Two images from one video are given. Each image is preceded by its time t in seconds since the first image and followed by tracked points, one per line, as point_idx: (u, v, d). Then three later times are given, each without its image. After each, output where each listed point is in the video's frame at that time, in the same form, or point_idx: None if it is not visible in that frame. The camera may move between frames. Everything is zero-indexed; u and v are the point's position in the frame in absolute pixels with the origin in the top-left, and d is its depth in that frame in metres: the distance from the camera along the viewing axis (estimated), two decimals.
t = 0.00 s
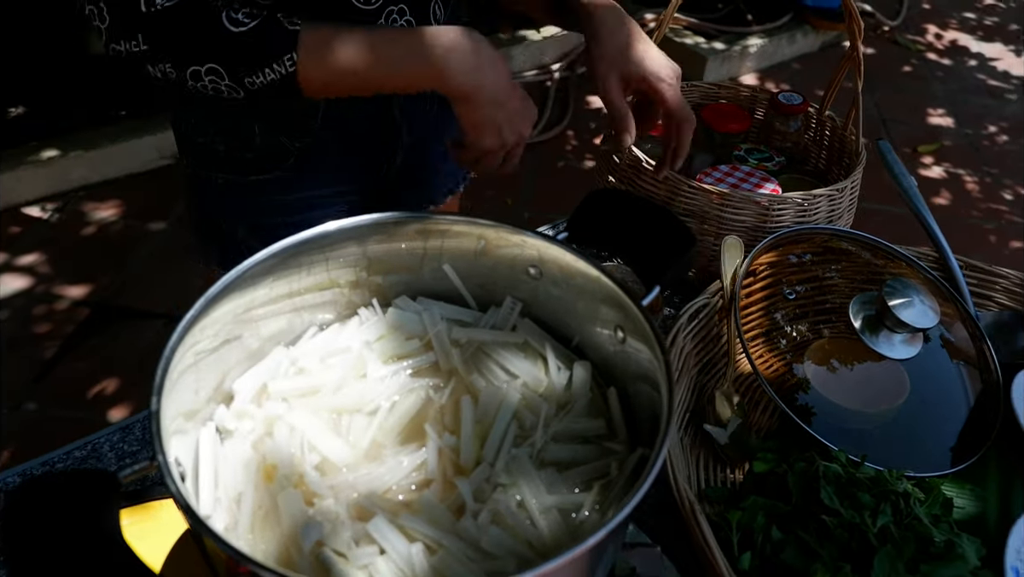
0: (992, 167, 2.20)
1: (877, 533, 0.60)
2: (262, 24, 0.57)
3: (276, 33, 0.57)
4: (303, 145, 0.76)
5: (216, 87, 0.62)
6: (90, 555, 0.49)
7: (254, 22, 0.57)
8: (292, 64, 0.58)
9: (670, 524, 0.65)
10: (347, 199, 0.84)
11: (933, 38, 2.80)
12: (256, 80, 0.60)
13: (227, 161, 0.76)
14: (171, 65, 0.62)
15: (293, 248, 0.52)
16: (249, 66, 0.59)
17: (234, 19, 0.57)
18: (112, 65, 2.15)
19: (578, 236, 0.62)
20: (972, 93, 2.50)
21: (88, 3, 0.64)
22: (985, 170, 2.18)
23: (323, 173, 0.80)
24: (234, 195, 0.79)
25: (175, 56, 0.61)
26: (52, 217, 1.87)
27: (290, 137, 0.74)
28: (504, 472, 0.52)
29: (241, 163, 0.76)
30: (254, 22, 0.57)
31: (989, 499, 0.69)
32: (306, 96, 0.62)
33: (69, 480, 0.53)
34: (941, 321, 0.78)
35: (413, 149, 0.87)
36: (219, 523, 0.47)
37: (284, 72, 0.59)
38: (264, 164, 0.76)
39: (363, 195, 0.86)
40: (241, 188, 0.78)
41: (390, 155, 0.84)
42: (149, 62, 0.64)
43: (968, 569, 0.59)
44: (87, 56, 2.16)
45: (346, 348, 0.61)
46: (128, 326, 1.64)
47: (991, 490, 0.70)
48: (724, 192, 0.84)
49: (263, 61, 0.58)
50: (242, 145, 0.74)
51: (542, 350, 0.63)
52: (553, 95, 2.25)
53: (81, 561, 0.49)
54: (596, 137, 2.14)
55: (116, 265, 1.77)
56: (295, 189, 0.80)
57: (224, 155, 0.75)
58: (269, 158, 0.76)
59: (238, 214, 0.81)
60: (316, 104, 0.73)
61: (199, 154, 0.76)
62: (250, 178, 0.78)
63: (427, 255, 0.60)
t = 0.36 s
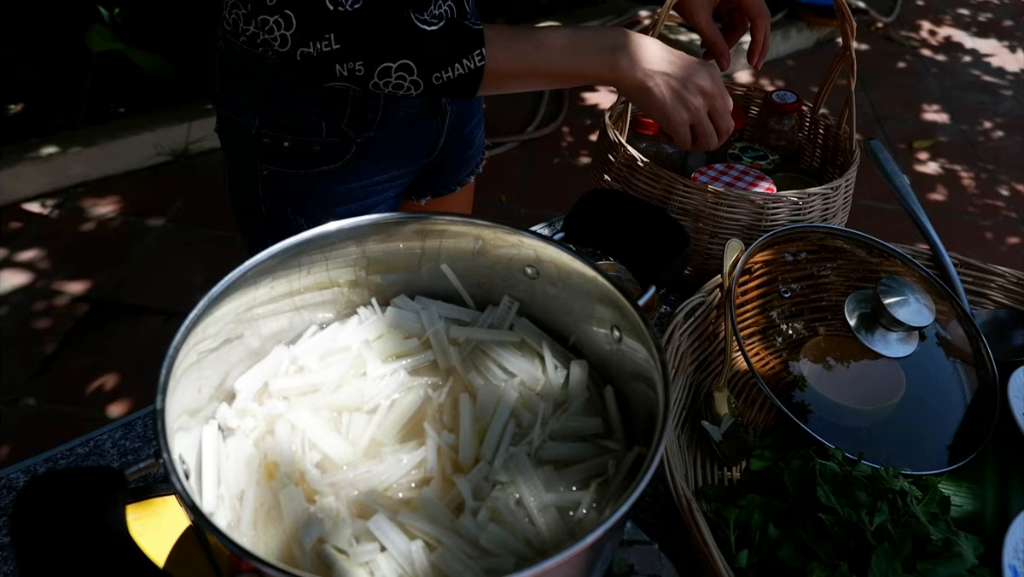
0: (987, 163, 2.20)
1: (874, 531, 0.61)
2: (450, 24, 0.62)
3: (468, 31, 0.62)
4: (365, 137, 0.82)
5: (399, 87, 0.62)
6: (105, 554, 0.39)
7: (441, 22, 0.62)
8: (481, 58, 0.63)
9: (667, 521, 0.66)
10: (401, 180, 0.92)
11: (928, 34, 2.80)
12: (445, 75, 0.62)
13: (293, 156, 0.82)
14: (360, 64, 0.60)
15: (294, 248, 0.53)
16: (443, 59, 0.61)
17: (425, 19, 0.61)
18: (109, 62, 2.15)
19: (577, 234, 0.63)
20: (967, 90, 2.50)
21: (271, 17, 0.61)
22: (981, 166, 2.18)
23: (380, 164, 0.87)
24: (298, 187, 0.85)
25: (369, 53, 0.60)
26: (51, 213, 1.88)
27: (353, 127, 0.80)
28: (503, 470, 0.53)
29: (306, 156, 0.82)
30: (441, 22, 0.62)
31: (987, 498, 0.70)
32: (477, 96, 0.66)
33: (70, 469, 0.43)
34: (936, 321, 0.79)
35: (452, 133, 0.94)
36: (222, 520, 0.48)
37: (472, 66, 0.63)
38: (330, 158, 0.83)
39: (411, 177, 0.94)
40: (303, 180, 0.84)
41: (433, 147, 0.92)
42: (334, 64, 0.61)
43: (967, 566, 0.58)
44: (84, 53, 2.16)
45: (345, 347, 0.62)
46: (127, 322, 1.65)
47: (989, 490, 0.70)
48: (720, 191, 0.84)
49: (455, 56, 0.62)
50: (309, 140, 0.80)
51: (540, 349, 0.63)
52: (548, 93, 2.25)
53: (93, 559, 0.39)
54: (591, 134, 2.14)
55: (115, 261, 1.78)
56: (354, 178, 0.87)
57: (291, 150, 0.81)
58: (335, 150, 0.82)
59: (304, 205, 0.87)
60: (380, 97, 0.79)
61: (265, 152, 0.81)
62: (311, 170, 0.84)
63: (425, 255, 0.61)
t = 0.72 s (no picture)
0: (986, 169, 2.21)
1: (875, 532, 0.61)
2: (457, 30, 0.68)
3: (474, 37, 0.69)
4: (376, 126, 0.82)
5: (399, 79, 0.70)
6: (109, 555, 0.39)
7: (450, 26, 0.69)
8: (483, 63, 0.69)
9: (667, 522, 0.66)
10: (410, 172, 0.92)
11: (926, 41, 2.81)
12: (445, 74, 0.69)
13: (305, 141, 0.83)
14: (368, 53, 0.69)
15: (298, 248, 0.53)
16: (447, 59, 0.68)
17: (435, 21, 0.68)
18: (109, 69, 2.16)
19: (577, 236, 0.63)
20: (965, 96, 2.51)
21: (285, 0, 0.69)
22: (979, 173, 2.19)
23: (389, 155, 0.87)
24: (309, 171, 0.86)
25: (377, 43, 0.68)
26: (52, 219, 1.88)
27: (364, 114, 0.80)
28: (503, 470, 0.53)
29: (317, 141, 0.82)
30: (449, 26, 0.68)
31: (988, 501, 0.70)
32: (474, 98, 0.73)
33: (66, 471, 0.42)
34: (936, 324, 0.79)
35: (466, 129, 0.95)
36: (224, 519, 0.48)
37: (471, 69, 0.69)
38: (340, 144, 0.83)
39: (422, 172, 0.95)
40: (317, 165, 0.85)
41: (444, 144, 0.92)
42: (343, 48, 0.69)
43: (968, 568, 0.58)
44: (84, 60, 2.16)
45: (346, 348, 0.62)
46: (127, 327, 1.65)
47: (990, 492, 0.70)
48: (719, 195, 0.84)
49: (459, 57, 0.68)
50: (321, 125, 0.81)
51: (540, 349, 0.63)
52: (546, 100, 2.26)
53: (95, 560, 0.39)
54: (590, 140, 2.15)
55: (116, 266, 1.78)
56: (367, 166, 0.87)
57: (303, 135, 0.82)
58: (345, 136, 0.82)
59: (315, 187, 0.88)
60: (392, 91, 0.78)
61: (279, 136, 0.83)
62: (321, 155, 0.84)
63: (427, 256, 0.61)
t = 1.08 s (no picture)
0: (991, 177, 2.21)
1: (883, 539, 0.60)
2: (424, 28, 0.67)
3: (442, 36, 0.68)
4: (399, 128, 0.83)
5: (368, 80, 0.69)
6: (124, 553, 0.39)
7: (416, 25, 0.67)
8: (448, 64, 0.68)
9: (674, 526, 0.66)
10: (434, 175, 0.94)
11: (931, 48, 2.82)
12: (412, 75, 0.68)
13: (329, 144, 0.83)
14: (333, 57, 0.67)
15: (307, 250, 0.53)
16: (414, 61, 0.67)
17: (400, 21, 0.66)
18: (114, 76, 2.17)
19: (583, 238, 0.63)
20: (970, 103, 2.51)
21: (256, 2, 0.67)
22: (985, 180, 2.19)
23: (412, 157, 0.89)
24: (332, 175, 0.86)
25: (342, 46, 0.66)
26: (57, 225, 1.89)
27: (388, 115, 0.81)
28: (511, 472, 0.53)
29: (342, 143, 0.83)
30: (415, 25, 0.67)
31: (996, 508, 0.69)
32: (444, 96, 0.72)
33: (78, 470, 0.43)
34: (944, 330, 0.79)
35: (485, 133, 0.96)
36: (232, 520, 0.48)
37: (435, 70, 0.68)
38: (365, 146, 0.84)
39: (443, 175, 0.96)
40: (342, 168, 0.86)
41: (466, 147, 0.94)
42: (310, 52, 0.68)
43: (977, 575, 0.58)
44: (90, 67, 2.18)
45: (353, 350, 0.62)
46: (131, 332, 1.65)
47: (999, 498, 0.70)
48: (725, 199, 0.84)
49: (424, 58, 0.67)
50: (346, 128, 0.81)
51: (547, 352, 0.64)
52: (549, 106, 2.27)
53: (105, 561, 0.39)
54: (593, 146, 2.16)
55: (120, 272, 1.79)
56: (389, 170, 0.88)
57: (329, 138, 0.82)
58: (370, 138, 0.83)
59: (341, 194, 0.88)
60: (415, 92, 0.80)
61: (305, 141, 0.83)
62: (346, 158, 0.85)
63: (434, 259, 0.61)
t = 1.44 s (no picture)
0: (993, 183, 2.21)
1: (888, 541, 0.60)
2: None
3: None
4: (413, 128, 0.84)
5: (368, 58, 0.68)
6: (128, 551, 0.39)
7: None
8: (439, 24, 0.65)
9: (679, 528, 0.65)
10: (444, 176, 0.93)
11: (934, 54, 2.82)
12: (410, 45, 0.66)
13: (343, 145, 0.83)
14: (330, 46, 0.66)
15: (314, 248, 0.53)
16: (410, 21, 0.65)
17: None
18: (117, 77, 2.17)
19: (590, 238, 0.63)
20: (973, 110, 2.52)
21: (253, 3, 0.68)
22: (987, 186, 2.19)
23: (424, 157, 0.88)
24: (346, 176, 0.86)
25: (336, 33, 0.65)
26: (57, 226, 1.88)
27: (400, 115, 0.81)
28: (517, 473, 0.53)
29: (355, 144, 0.83)
30: None
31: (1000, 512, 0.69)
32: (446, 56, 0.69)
33: (80, 468, 0.43)
34: (948, 334, 0.78)
35: (496, 133, 0.95)
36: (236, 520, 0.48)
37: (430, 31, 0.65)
38: (378, 146, 0.84)
39: (454, 176, 0.95)
40: (358, 170, 0.86)
41: (476, 147, 0.93)
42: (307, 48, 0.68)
43: None
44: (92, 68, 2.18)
45: (358, 350, 0.62)
46: (132, 334, 1.65)
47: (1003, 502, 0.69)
48: (731, 201, 0.84)
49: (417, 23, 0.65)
50: (358, 128, 0.81)
51: (553, 353, 0.64)
52: (552, 110, 2.28)
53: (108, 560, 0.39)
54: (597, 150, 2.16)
55: (121, 273, 1.78)
56: (402, 170, 0.88)
57: (340, 139, 0.82)
58: (383, 138, 0.83)
59: (352, 195, 0.88)
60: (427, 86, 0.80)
61: (315, 142, 0.83)
62: (360, 159, 0.85)
63: (440, 259, 0.61)
